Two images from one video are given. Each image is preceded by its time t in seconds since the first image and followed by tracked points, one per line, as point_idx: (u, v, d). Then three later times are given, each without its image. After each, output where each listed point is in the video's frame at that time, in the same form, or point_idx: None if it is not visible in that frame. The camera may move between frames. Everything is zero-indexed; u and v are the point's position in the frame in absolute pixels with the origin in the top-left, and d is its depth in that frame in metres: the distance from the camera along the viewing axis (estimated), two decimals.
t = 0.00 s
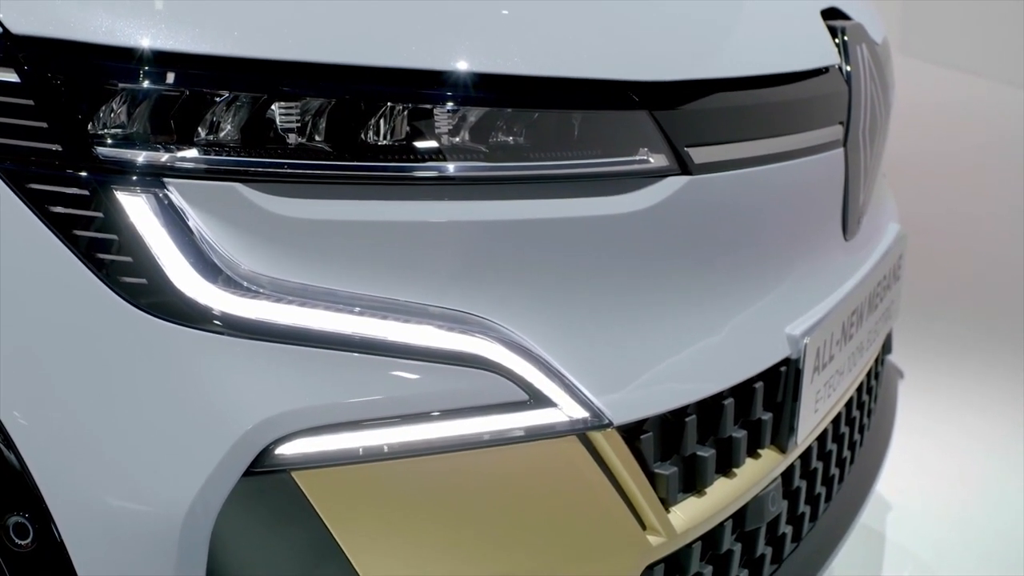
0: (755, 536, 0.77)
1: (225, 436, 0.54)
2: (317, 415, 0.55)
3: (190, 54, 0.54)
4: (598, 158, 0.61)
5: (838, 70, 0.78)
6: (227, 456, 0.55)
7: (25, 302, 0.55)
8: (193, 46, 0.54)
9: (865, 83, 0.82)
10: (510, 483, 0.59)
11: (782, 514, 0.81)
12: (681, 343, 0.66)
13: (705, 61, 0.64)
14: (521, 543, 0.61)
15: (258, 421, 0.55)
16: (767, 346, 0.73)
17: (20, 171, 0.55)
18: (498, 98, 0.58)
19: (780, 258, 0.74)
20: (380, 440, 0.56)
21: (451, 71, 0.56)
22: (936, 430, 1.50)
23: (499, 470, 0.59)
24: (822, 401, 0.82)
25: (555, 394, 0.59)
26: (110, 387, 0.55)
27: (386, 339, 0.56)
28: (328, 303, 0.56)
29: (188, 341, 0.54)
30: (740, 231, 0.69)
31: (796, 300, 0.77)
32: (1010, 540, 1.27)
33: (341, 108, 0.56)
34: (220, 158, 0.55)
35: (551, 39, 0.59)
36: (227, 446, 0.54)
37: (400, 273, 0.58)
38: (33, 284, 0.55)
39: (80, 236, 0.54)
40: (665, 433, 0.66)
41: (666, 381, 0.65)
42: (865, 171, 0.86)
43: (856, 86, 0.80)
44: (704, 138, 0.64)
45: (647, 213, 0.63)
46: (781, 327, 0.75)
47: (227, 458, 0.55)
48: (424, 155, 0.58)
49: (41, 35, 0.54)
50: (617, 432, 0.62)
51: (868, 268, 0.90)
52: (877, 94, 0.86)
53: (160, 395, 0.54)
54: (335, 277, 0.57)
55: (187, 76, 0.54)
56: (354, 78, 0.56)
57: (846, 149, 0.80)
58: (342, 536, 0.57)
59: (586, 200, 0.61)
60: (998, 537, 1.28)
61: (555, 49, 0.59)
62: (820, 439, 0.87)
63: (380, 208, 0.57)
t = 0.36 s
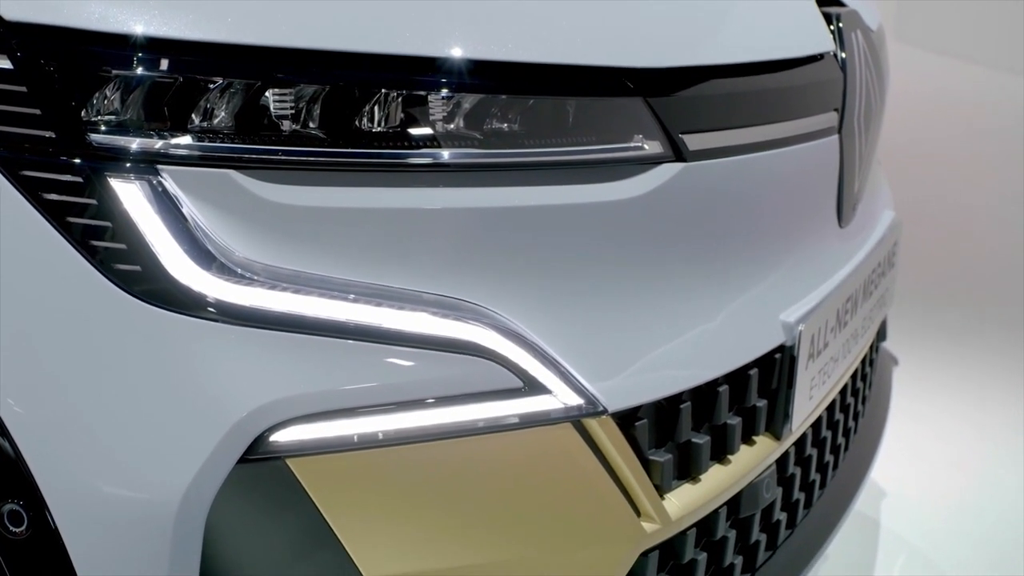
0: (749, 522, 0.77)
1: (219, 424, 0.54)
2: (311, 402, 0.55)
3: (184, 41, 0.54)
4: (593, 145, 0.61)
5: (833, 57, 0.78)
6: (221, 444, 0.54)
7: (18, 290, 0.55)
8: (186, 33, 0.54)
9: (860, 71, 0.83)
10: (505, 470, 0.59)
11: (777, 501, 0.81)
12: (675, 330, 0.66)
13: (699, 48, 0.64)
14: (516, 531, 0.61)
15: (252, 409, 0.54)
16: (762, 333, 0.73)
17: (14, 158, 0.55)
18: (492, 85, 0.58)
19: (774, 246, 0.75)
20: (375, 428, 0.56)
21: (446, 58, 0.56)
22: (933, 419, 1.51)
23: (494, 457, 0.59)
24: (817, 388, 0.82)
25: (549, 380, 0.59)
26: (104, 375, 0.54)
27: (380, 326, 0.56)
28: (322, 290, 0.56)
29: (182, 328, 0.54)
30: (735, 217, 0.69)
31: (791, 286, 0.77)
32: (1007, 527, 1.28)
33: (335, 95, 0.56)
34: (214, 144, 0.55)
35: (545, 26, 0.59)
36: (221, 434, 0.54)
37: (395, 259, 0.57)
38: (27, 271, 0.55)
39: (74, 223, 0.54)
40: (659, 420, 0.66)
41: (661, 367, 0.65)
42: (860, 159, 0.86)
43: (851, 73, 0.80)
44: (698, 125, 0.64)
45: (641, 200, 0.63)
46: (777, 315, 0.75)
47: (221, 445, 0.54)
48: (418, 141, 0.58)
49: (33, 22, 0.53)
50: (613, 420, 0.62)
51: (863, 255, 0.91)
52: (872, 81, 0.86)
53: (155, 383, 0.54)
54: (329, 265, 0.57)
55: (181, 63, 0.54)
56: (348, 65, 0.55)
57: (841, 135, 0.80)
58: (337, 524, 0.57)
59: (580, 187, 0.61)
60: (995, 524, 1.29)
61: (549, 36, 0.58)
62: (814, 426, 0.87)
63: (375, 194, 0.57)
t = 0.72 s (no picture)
0: (743, 507, 0.78)
1: (212, 411, 0.54)
2: (305, 388, 0.55)
3: (176, 26, 0.53)
4: (587, 131, 0.61)
5: (827, 42, 0.78)
6: (215, 431, 0.54)
7: (12, 276, 0.55)
8: (179, 18, 0.53)
9: (854, 56, 0.82)
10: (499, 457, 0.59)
11: (771, 486, 0.82)
12: (669, 316, 0.66)
13: (692, 33, 0.64)
14: (512, 518, 0.61)
15: (246, 395, 0.54)
16: (756, 318, 0.73)
17: (8, 144, 0.55)
18: (487, 70, 0.57)
19: (769, 232, 0.75)
20: (369, 414, 0.56)
21: (439, 43, 0.56)
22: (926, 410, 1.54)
23: (489, 443, 0.59)
24: (811, 373, 0.82)
25: (543, 366, 0.59)
26: (97, 361, 0.54)
27: (374, 311, 0.56)
28: (316, 276, 0.56)
29: (176, 314, 0.54)
30: (728, 203, 0.70)
31: (785, 272, 0.77)
32: (998, 514, 1.31)
33: (328, 80, 0.56)
34: (207, 130, 0.55)
35: (538, 12, 0.58)
36: (215, 420, 0.54)
37: (389, 245, 0.57)
38: (21, 257, 0.54)
39: (67, 209, 0.54)
40: (654, 405, 0.66)
41: (655, 353, 0.65)
42: (854, 144, 0.86)
43: (845, 59, 0.80)
44: (693, 110, 0.64)
45: (635, 185, 0.63)
46: (770, 301, 0.75)
47: (215, 432, 0.54)
48: (411, 127, 0.58)
49: (26, 7, 0.53)
50: (607, 406, 0.62)
51: (858, 241, 0.91)
52: (866, 66, 0.86)
53: (148, 369, 0.54)
54: (324, 251, 0.56)
55: (173, 48, 0.54)
56: (341, 50, 0.55)
57: (834, 121, 0.80)
58: (332, 510, 0.57)
59: (574, 172, 0.61)
60: (987, 510, 1.32)
61: (542, 21, 0.58)
62: (808, 412, 0.88)
63: (369, 180, 0.57)
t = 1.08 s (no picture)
0: (736, 493, 0.78)
1: (205, 397, 0.54)
2: (298, 374, 0.55)
3: (168, 11, 0.53)
4: (580, 117, 0.61)
5: (820, 28, 0.78)
6: (208, 418, 0.54)
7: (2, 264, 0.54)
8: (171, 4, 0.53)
9: (848, 41, 0.82)
10: (492, 443, 0.59)
11: (764, 472, 0.82)
12: (662, 302, 0.66)
13: (686, 19, 0.64)
14: (506, 505, 0.61)
15: (239, 382, 0.54)
16: (749, 304, 0.73)
17: None
18: (480, 56, 0.57)
19: (762, 218, 0.75)
20: (362, 400, 0.56)
21: (432, 28, 0.56)
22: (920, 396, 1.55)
23: (482, 430, 0.59)
24: (804, 359, 0.82)
25: (536, 352, 0.59)
26: (89, 348, 0.54)
27: (367, 298, 0.56)
28: (308, 263, 0.56)
29: (169, 301, 0.54)
30: (721, 189, 0.70)
31: (778, 258, 0.77)
32: (990, 499, 1.32)
33: (321, 66, 0.56)
34: (199, 116, 0.55)
35: None
36: (208, 408, 0.54)
37: (381, 231, 0.57)
38: (11, 244, 0.54)
39: (58, 194, 0.54)
40: (647, 391, 0.66)
41: (648, 339, 0.65)
42: (847, 130, 0.86)
43: (838, 45, 0.80)
44: (686, 96, 0.64)
45: (628, 172, 0.63)
46: (763, 287, 0.75)
47: (208, 419, 0.54)
48: (404, 113, 0.57)
49: None
50: (600, 391, 0.62)
51: (851, 227, 0.91)
52: (859, 51, 0.86)
53: (140, 356, 0.54)
54: (316, 237, 0.56)
55: (165, 34, 0.54)
56: (334, 36, 0.55)
57: (828, 107, 0.80)
58: (325, 497, 0.57)
59: (567, 158, 0.61)
60: (980, 495, 1.33)
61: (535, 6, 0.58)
62: (802, 398, 0.88)
63: (361, 166, 0.57)
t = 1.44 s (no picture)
0: (729, 478, 0.79)
1: (197, 383, 0.54)
2: (291, 359, 0.55)
3: None
4: (573, 101, 0.61)
5: (814, 13, 0.78)
6: (201, 403, 0.54)
7: None
8: None
9: (841, 25, 0.83)
10: (486, 428, 0.59)
11: (757, 457, 0.83)
12: (655, 287, 0.67)
13: (679, 4, 0.64)
14: (499, 491, 0.61)
15: (232, 367, 0.54)
16: (742, 289, 0.73)
17: None
18: (472, 41, 0.57)
19: (755, 202, 0.75)
20: (355, 385, 0.56)
21: (425, 12, 0.56)
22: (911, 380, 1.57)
23: (475, 415, 0.59)
24: (797, 343, 0.82)
25: (528, 337, 0.59)
26: (81, 333, 0.54)
27: (359, 283, 0.56)
28: (301, 248, 0.56)
29: (161, 286, 0.54)
30: (714, 174, 0.70)
31: (771, 243, 0.77)
32: (980, 482, 1.34)
33: (313, 51, 0.55)
34: (191, 101, 0.55)
35: None
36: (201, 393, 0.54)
37: (373, 216, 0.57)
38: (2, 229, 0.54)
39: (49, 179, 0.53)
40: (640, 375, 0.67)
41: (641, 323, 0.65)
42: (839, 114, 0.86)
43: (832, 29, 0.80)
44: (678, 81, 0.64)
45: (620, 156, 0.63)
46: (756, 272, 0.75)
47: (201, 404, 0.54)
48: (396, 98, 0.57)
49: None
50: (592, 375, 0.62)
51: (844, 212, 0.91)
52: (852, 35, 0.86)
53: (133, 342, 0.53)
54: (308, 222, 0.56)
55: (156, 18, 0.53)
56: (325, 20, 0.55)
57: (821, 91, 0.80)
58: (318, 483, 0.56)
59: (559, 143, 0.61)
60: (970, 478, 1.34)
61: None
62: (794, 382, 0.88)
63: (353, 151, 0.57)
